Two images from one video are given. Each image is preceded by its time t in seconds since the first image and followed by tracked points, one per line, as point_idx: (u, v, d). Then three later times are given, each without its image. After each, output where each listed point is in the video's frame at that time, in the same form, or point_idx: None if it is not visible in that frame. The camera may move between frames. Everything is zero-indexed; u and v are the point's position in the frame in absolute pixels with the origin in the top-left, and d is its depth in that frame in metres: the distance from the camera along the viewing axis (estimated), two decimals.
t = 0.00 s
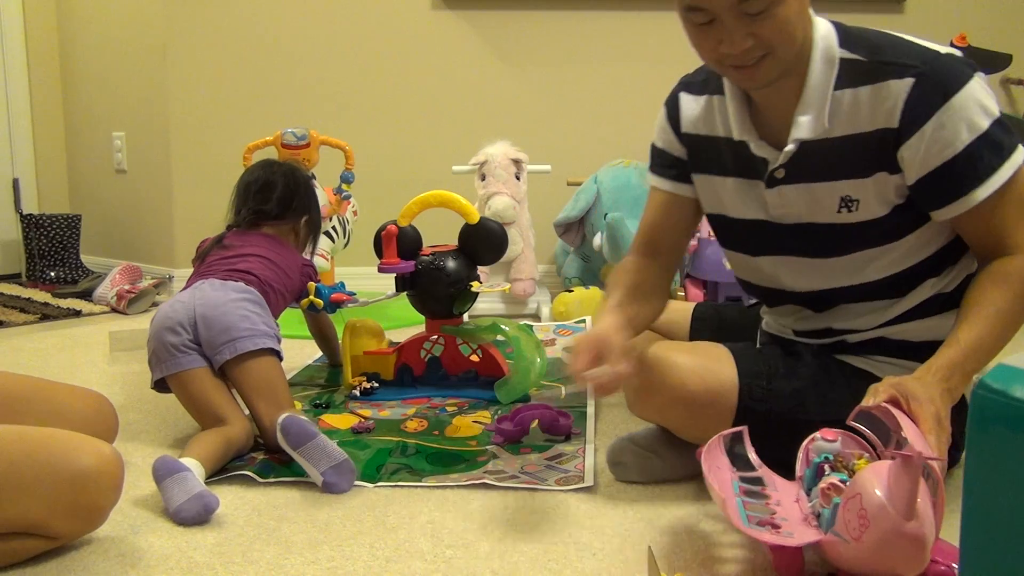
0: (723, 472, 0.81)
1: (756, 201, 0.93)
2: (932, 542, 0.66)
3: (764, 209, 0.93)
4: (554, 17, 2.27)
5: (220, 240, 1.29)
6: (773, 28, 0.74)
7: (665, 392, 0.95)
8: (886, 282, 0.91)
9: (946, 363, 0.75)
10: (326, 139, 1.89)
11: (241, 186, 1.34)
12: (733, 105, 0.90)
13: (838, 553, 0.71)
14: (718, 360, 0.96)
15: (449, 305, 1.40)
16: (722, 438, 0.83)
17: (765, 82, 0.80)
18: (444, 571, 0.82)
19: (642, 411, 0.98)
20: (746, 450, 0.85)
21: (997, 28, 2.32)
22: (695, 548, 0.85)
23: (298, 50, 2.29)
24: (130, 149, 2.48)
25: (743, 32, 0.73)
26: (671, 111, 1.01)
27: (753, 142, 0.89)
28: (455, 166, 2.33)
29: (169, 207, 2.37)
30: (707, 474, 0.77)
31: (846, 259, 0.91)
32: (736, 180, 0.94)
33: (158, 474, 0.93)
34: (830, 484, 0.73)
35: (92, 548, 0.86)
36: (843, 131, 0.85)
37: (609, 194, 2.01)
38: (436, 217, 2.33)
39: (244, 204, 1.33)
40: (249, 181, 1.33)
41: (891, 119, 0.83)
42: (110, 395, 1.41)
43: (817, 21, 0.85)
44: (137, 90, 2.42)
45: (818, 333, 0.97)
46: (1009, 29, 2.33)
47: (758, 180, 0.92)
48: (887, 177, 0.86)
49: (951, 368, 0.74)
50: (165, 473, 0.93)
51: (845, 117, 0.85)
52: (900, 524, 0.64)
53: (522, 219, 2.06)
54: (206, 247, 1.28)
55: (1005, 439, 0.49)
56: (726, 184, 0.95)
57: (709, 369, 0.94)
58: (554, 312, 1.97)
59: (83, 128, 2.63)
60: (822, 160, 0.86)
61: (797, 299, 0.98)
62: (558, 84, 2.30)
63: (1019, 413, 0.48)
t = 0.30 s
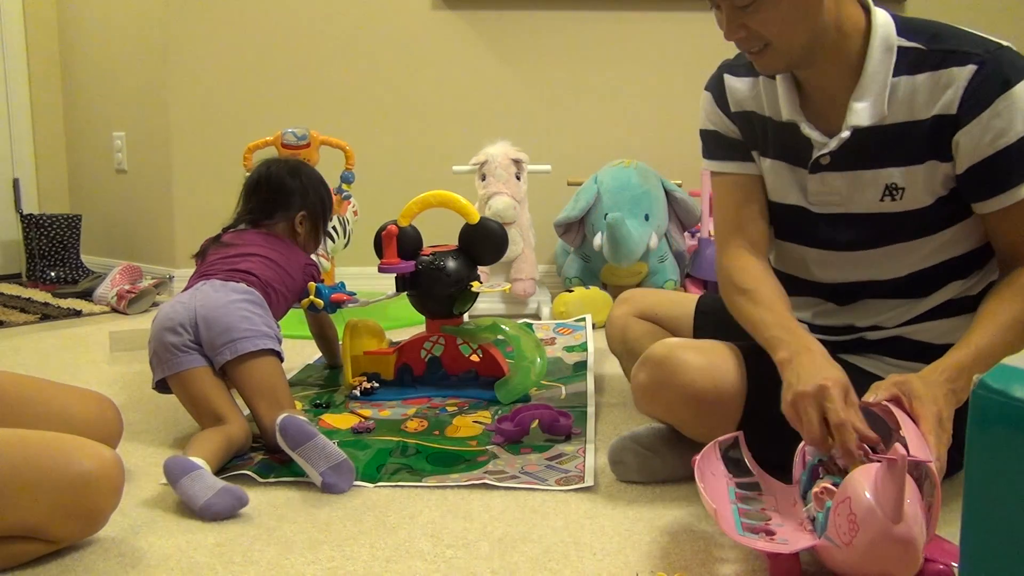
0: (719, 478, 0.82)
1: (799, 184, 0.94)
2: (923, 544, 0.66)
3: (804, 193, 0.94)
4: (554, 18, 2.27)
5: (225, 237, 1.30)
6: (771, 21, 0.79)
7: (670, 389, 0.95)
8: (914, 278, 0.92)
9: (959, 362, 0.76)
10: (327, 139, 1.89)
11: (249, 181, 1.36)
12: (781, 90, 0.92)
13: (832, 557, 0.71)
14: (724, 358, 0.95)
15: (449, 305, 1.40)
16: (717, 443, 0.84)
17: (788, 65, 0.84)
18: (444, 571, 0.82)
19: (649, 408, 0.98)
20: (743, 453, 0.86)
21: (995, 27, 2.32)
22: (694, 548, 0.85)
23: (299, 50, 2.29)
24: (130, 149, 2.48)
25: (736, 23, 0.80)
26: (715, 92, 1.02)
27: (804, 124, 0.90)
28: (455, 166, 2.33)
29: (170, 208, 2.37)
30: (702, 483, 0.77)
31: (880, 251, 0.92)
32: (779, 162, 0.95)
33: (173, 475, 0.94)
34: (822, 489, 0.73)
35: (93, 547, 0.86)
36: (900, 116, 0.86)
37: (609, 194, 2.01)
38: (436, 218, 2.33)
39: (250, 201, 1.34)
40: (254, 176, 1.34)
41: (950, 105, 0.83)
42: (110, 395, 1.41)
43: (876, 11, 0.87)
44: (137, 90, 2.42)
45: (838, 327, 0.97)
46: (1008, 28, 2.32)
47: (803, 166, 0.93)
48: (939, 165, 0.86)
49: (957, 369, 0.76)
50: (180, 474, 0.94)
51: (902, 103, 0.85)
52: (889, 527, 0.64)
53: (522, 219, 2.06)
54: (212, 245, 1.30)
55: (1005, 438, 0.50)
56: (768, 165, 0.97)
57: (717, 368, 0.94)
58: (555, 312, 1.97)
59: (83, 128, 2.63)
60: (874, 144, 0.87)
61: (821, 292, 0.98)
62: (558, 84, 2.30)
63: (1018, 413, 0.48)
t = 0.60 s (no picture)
0: (720, 479, 0.82)
1: (796, 185, 0.94)
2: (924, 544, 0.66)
3: (799, 193, 0.94)
4: (555, 18, 2.27)
5: (223, 237, 1.30)
6: (748, 26, 0.81)
7: (667, 392, 0.95)
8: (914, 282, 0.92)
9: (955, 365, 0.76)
10: (327, 139, 1.89)
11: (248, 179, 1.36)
12: (778, 89, 0.91)
13: (833, 557, 0.71)
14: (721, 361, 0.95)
15: (449, 305, 1.40)
16: (718, 443, 0.83)
17: (776, 67, 0.85)
18: (444, 571, 0.82)
19: (646, 412, 0.98)
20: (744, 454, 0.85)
21: (996, 27, 2.32)
22: (694, 548, 0.85)
23: (300, 50, 2.29)
24: (130, 149, 2.48)
25: (715, 27, 0.83)
26: (718, 94, 1.03)
27: (799, 124, 0.90)
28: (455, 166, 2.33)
29: (170, 208, 2.37)
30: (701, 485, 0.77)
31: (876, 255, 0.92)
32: (775, 162, 0.95)
33: (180, 475, 0.95)
34: (823, 489, 0.73)
35: (93, 547, 0.86)
36: (892, 120, 0.85)
37: (609, 194, 2.01)
38: (437, 218, 2.33)
39: (248, 200, 1.34)
40: (252, 175, 1.35)
41: (941, 111, 0.83)
42: (110, 395, 1.41)
43: (872, 10, 0.86)
44: (138, 90, 2.42)
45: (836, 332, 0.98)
46: (1009, 28, 2.32)
47: (798, 166, 0.93)
48: (930, 171, 0.86)
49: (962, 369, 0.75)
50: (185, 474, 0.95)
51: (893, 107, 0.85)
52: (889, 528, 0.64)
53: (522, 219, 2.06)
54: (209, 243, 1.30)
55: (1006, 439, 0.49)
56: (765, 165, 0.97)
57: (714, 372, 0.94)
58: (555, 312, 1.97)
59: (83, 128, 2.63)
60: (866, 147, 0.87)
61: (817, 293, 0.99)
62: (559, 84, 2.30)
63: (1019, 414, 0.48)
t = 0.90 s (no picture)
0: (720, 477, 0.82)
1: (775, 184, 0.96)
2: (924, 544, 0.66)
3: (780, 194, 0.95)
4: (555, 18, 2.27)
5: (225, 229, 1.30)
6: (704, 29, 0.84)
7: (663, 392, 0.95)
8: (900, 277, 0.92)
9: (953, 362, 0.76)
10: (327, 139, 1.89)
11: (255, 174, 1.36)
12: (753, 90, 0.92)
13: (834, 556, 0.71)
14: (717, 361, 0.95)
15: (449, 305, 1.40)
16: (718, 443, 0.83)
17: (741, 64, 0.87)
18: (444, 571, 0.82)
19: (643, 412, 0.98)
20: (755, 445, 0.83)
21: (996, 28, 2.32)
22: (694, 548, 0.85)
23: (299, 50, 2.29)
24: (130, 149, 2.48)
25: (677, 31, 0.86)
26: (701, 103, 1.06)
27: (774, 125, 0.91)
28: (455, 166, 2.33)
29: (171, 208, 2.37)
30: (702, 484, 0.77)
31: (857, 252, 0.93)
32: (755, 164, 0.97)
33: (208, 468, 0.97)
34: (824, 488, 0.74)
35: (94, 547, 0.86)
36: (860, 117, 0.86)
37: (609, 194, 2.01)
38: (437, 218, 2.33)
39: (252, 194, 1.34)
40: (260, 171, 1.35)
41: (908, 106, 0.84)
42: (110, 395, 1.41)
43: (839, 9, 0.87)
44: (138, 90, 2.42)
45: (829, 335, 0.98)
46: (1009, 28, 2.32)
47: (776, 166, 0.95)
48: (902, 166, 0.87)
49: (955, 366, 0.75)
50: (212, 469, 0.97)
51: (860, 104, 0.86)
52: (891, 528, 0.64)
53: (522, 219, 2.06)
54: (211, 233, 1.29)
55: (1005, 439, 0.50)
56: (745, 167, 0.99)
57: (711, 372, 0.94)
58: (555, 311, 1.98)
59: (83, 128, 2.63)
60: (839, 144, 0.88)
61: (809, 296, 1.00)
62: (559, 83, 2.30)
63: (1019, 414, 0.48)
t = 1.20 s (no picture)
0: (720, 476, 0.82)
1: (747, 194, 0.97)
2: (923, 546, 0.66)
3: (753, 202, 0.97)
4: (556, 18, 2.27)
5: (230, 228, 1.30)
6: (658, 42, 0.83)
7: (665, 388, 0.95)
8: (879, 276, 0.92)
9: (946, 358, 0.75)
10: (327, 139, 1.89)
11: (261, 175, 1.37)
12: (716, 103, 0.94)
13: (832, 557, 0.71)
14: (718, 356, 0.95)
15: (449, 305, 1.39)
16: (718, 442, 0.84)
17: (699, 78, 0.87)
18: (444, 571, 0.82)
19: (644, 408, 0.98)
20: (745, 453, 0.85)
21: (996, 28, 2.32)
22: (694, 548, 0.85)
23: (299, 50, 2.29)
24: (130, 149, 2.48)
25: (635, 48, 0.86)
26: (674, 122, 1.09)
27: (735, 136, 0.93)
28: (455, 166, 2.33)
29: (171, 208, 2.37)
30: (702, 481, 0.77)
31: (832, 254, 0.94)
32: (727, 176, 0.99)
33: (210, 468, 0.97)
34: (820, 489, 0.74)
35: (95, 547, 0.86)
36: (813, 122, 0.88)
37: (609, 194, 2.01)
38: (437, 219, 2.34)
39: (256, 194, 1.34)
40: (265, 173, 1.35)
41: (857, 111, 0.86)
42: (110, 395, 1.41)
43: (787, 19, 0.89)
44: (138, 90, 2.42)
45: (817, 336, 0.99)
46: (1009, 29, 2.33)
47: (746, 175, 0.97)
48: (860, 168, 0.88)
49: (949, 362, 0.75)
50: (215, 469, 0.97)
51: (812, 110, 0.88)
52: (889, 528, 0.64)
53: (522, 219, 2.06)
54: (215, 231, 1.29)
55: (1005, 439, 0.49)
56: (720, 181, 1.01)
57: (713, 366, 0.94)
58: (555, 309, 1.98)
59: (83, 128, 2.63)
60: (798, 151, 0.90)
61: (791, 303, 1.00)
62: (559, 83, 2.30)
63: (1019, 414, 0.48)
